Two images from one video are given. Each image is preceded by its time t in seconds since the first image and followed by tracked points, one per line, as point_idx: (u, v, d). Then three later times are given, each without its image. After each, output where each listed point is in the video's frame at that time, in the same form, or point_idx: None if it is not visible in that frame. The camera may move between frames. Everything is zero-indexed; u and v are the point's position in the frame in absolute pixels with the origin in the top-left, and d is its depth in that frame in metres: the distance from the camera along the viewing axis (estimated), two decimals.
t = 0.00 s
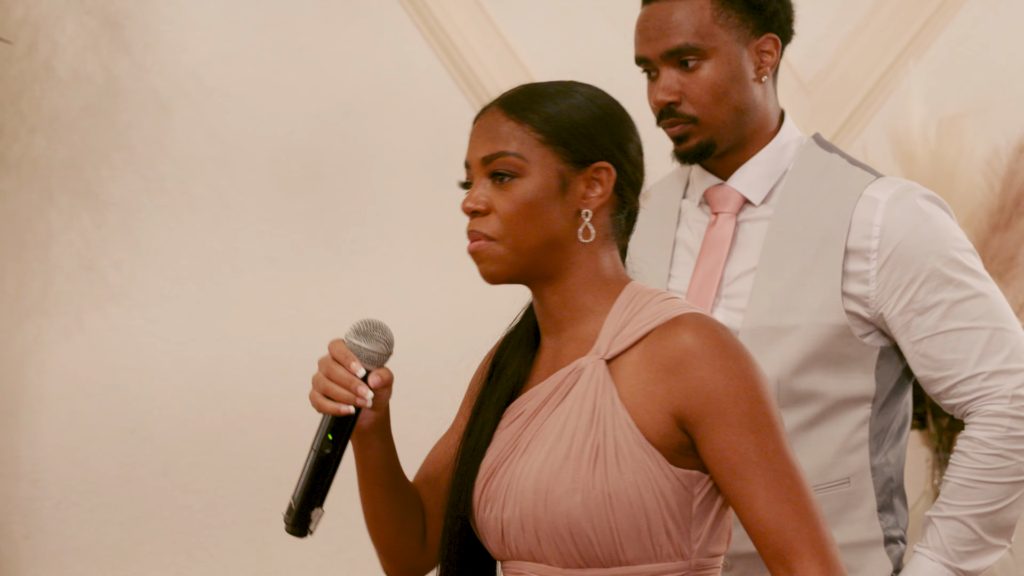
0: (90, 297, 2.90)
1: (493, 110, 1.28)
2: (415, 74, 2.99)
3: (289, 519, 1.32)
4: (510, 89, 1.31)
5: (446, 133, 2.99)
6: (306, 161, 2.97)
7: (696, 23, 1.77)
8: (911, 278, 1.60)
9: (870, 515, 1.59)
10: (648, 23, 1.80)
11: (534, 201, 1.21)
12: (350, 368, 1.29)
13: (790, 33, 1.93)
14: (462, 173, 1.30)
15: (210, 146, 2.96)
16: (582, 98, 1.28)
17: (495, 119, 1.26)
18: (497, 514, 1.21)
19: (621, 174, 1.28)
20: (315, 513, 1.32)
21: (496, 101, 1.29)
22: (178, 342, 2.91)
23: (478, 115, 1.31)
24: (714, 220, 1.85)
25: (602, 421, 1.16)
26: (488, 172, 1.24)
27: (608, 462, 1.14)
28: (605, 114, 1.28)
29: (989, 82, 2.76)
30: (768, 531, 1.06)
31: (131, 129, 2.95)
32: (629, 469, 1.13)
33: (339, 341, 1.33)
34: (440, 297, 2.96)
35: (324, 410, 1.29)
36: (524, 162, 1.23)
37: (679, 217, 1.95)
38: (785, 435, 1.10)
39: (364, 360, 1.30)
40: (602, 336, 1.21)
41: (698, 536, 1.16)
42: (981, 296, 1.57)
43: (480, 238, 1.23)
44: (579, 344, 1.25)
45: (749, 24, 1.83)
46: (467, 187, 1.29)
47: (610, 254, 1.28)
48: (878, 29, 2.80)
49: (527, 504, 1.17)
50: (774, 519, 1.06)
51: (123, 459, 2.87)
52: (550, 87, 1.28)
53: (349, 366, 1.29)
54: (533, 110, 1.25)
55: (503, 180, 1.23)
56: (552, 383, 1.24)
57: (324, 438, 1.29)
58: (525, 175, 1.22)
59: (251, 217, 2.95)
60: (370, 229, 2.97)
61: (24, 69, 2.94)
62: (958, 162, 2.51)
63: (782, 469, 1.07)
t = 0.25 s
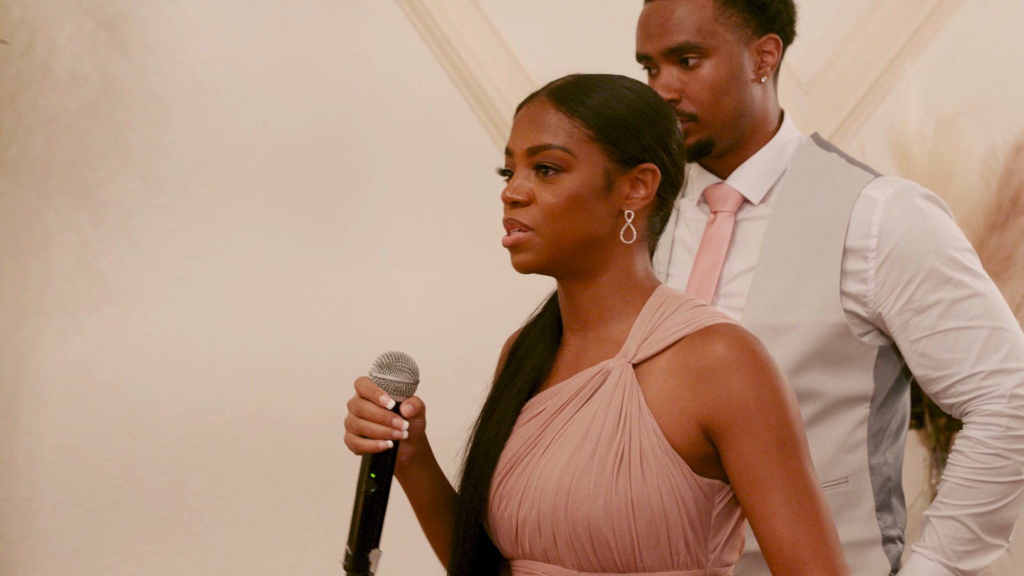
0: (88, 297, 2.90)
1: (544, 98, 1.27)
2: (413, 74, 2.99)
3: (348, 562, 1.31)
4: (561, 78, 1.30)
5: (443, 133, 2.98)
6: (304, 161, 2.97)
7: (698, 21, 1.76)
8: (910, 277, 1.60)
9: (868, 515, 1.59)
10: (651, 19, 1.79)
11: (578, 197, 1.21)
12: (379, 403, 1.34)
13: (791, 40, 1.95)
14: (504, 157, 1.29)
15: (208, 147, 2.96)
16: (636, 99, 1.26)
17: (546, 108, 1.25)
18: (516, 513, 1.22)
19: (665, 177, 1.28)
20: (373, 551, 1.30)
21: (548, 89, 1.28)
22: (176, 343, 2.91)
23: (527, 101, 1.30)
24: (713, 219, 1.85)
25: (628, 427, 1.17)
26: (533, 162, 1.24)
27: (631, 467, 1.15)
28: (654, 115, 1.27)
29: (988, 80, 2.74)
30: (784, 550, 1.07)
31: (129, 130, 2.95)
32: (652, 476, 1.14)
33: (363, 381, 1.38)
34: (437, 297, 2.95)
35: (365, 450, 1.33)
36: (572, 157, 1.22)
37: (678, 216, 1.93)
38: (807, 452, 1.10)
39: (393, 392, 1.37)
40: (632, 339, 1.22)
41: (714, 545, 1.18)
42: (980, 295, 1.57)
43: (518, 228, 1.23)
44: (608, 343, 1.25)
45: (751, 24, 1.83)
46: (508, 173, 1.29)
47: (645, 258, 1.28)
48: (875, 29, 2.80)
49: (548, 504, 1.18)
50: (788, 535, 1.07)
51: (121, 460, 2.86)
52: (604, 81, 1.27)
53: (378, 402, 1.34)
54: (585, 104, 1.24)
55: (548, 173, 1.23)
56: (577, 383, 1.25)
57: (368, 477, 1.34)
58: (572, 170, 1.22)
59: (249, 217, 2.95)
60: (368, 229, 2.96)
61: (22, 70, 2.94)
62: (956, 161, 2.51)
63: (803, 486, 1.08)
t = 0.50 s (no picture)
0: (85, 298, 2.89)
1: (566, 107, 1.26)
2: (410, 74, 2.98)
3: (353, 554, 1.32)
4: (585, 86, 1.29)
5: (441, 133, 2.98)
6: (301, 161, 2.96)
7: (699, 19, 1.76)
8: (908, 277, 1.60)
9: (865, 515, 1.59)
10: (651, 18, 1.79)
11: (590, 209, 1.20)
12: (391, 400, 1.34)
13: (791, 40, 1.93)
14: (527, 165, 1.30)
15: (205, 147, 2.95)
16: (659, 110, 1.23)
17: (566, 118, 1.25)
18: (523, 519, 1.22)
19: (687, 189, 1.25)
20: (378, 544, 1.32)
21: (569, 98, 1.27)
22: (173, 344, 2.90)
23: (551, 108, 1.29)
24: (711, 218, 1.86)
25: (632, 437, 1.15)
26: (549, 172, 1.23)
27: (633, 479, 1.13)
28: (677, 126, 1.24)
29: (984, 79, 2.74)
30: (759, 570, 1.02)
31: (126, 131, 2.94)
32: (654, 489, 1.12)
33: (377, 378, 1.38)
34: (435, 298, 2.95)
35: (375, 445, 1.33)
36: (586, 169, 1.21)
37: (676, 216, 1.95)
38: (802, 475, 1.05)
39: (406, 390, 1.37)
40: (643, 350, 1.20)
41: (717, 559, 1.15)
42: (978, 294, 1.56)
43: (531, 238, 1.24)
44: (623, 353, 1.25)
45: (752, 24, 1.82)
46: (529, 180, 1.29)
47: (665, 269, 1.26)
48: (872, 28, 2.80)
49: (551, 511, 1.18)
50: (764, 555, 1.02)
51: (118, 461, 2.86)
52: (629, 90, 1.25)
53: (390, 399, 1.34)
54: (603, 114, 1.22)
55: (563, 184, 1.22)
56: (590, 391, 1.25)
57: (377, 471, 1.33)
58: (586, 182, 1.21)
59: (246, 218, 2.94)
60: (365, 230, 2.96)
61: (18, 71, 2.93)
62: (953, 160, 2.57)
63: (786, 509, 1.03)
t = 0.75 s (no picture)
0: (83, 299, 2.89)
1: (572, 104, 1.25)
2: (408, 75, 2.98)
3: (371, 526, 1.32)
4: (594, 83, 1.28)
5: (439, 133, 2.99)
6: (299, 162, 2.96)
7: (698, 19, 1.76)
8: (906, 278, 1.60)
9: (862, 516, 1.59)
10: (650, 17, 1.79)
11: (593, 207, 1.20)
12: (412, 373, 1.35)
13: (791, 40, 1.93)
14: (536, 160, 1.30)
15: (203, 148, 2.95)
16: (664, 107, 1.22)
17: (571, 116, 1.24)
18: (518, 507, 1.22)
19: (694, 184, 1.24)
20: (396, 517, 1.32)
21: (576, 95, 1.26)
22: (172, 345, 2.90)
23: (559, 104, 1.28)
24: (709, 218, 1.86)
25: (621, 423, 1.15)
26: (554, 169, 1.23)
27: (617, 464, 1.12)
28: (682, 122, 1.22)
29: (980, 80, 2.75)
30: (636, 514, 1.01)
31: (125, 131, 2.94)
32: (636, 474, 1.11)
33: (400, 350, 1.38)
34: (433, 298, 2.96)
35: (397, 418, 1.33)
36: (590, 167, 1.20)
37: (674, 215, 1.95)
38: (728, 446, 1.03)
39: (427, 363, 1.37)
40: (641, 341, 1.19)
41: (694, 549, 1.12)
42: (977, 296, 1.56)
43: (538, 233, 1.24)
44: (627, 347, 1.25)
45: (751, 25, 1.82)
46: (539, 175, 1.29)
47: (671, 265, 1.25)
48: (870, 27, 2.80)
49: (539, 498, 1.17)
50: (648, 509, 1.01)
51: (116, 462, 2.86)
52: (637, 88, 1.24)
53: (411, 371, 1.35)
54: (607, 112, 1.22)
55: (567, 181, 1.22)
56: (590, 380, 1.25)
57: (399, 444, 1.32)
58: (590, 180, 1.21)
59: (244, 218, 2.94)
60: (363, 230, 2.96)
61: (14, 71, 2.90)
62: (950, 161, 2.55)
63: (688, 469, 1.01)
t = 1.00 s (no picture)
0: (82, 299, 2.89)
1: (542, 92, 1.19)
2: (406, 74, 2.97)
3: (372, 513, 1.31)
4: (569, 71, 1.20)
5: (438, 132, 2.97)
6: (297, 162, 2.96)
7: (697, 19, 1.76)
8: (904, 278, 1.60)
9: (860, 516, 1.59)
10: (649, 17, 1.79)
11: (549, 195, 1.13)
12: (413, 357, 1.36)
13: (791, 40, 1.93)
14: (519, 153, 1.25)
15: (201, 148, 2.95)
16: (621, 91, 1.12)
17: (537, 104, 1.17)
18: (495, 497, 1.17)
19: (659, 171, 1.13)
20: (395, 503, 1.31)
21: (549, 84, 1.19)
22: (170, 344, 2.90)
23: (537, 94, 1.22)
24: (707, 219, 1.85)
25: (575, 414, 1.08)
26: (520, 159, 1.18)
27: (569, 457, 1.06)
28: (646, 104, 1.11)
29: (978, 81, 2.76)
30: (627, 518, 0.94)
31: (123, 131, 2.94)
32: (588, 467, 1.04)
33: (406, 335, 1.40)
34: (432, 298, 2.95)
35: (394, 400, 1.35)
36: (547, 154, 1.14)
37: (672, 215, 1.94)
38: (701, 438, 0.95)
39: (429, 349, 1.38)
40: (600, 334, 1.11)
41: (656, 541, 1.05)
42: (974, 296, 1.56)
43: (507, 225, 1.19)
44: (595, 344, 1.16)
45: (751, 25, 1.82)
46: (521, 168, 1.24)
47: (638, 258, 1.15)
48: (868, 28, 2.80)
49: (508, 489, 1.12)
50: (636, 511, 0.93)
51: (115, 461, 2.86)
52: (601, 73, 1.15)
53: (412, 356, 1.36)
54: (568, 97, 1.14)
55: (529, 170, 1.16)
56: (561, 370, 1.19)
57: (397, 429, 1.33)
58: (548, 168, 1.14)
59: (242, 218, 2.94)
60: (361, 230, 2.95)
61: (13, 72, 2.92)
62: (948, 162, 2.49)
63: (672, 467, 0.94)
